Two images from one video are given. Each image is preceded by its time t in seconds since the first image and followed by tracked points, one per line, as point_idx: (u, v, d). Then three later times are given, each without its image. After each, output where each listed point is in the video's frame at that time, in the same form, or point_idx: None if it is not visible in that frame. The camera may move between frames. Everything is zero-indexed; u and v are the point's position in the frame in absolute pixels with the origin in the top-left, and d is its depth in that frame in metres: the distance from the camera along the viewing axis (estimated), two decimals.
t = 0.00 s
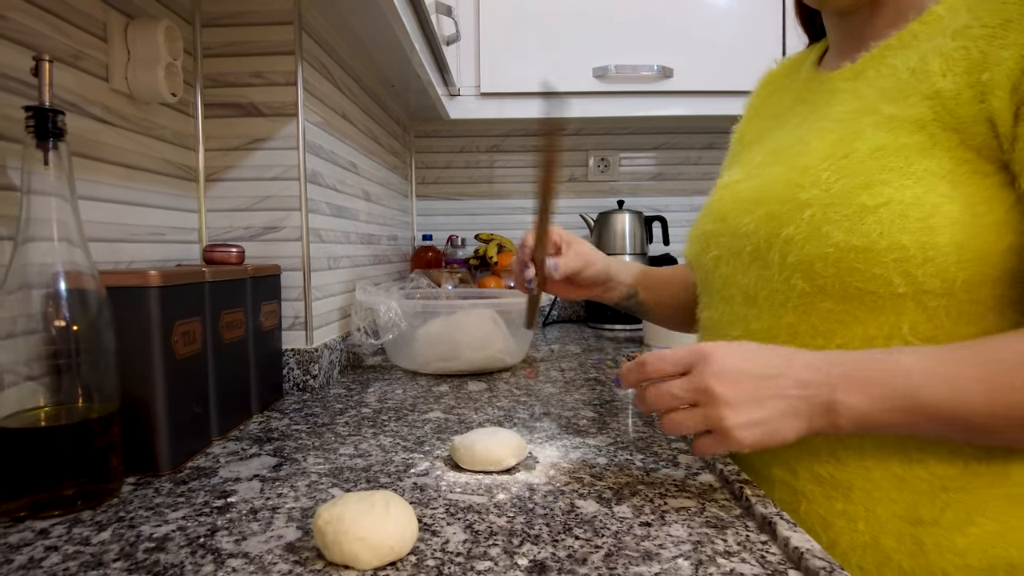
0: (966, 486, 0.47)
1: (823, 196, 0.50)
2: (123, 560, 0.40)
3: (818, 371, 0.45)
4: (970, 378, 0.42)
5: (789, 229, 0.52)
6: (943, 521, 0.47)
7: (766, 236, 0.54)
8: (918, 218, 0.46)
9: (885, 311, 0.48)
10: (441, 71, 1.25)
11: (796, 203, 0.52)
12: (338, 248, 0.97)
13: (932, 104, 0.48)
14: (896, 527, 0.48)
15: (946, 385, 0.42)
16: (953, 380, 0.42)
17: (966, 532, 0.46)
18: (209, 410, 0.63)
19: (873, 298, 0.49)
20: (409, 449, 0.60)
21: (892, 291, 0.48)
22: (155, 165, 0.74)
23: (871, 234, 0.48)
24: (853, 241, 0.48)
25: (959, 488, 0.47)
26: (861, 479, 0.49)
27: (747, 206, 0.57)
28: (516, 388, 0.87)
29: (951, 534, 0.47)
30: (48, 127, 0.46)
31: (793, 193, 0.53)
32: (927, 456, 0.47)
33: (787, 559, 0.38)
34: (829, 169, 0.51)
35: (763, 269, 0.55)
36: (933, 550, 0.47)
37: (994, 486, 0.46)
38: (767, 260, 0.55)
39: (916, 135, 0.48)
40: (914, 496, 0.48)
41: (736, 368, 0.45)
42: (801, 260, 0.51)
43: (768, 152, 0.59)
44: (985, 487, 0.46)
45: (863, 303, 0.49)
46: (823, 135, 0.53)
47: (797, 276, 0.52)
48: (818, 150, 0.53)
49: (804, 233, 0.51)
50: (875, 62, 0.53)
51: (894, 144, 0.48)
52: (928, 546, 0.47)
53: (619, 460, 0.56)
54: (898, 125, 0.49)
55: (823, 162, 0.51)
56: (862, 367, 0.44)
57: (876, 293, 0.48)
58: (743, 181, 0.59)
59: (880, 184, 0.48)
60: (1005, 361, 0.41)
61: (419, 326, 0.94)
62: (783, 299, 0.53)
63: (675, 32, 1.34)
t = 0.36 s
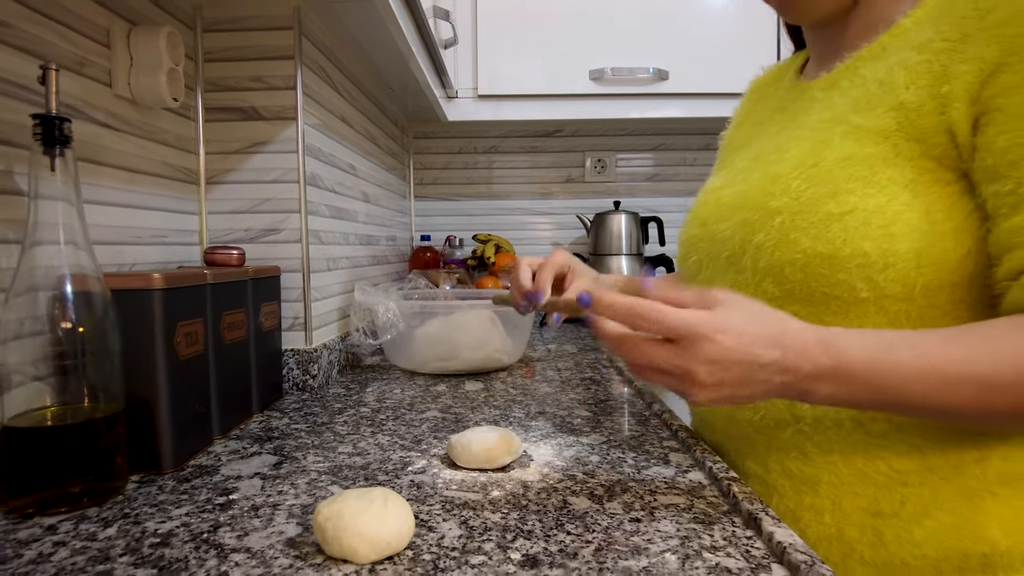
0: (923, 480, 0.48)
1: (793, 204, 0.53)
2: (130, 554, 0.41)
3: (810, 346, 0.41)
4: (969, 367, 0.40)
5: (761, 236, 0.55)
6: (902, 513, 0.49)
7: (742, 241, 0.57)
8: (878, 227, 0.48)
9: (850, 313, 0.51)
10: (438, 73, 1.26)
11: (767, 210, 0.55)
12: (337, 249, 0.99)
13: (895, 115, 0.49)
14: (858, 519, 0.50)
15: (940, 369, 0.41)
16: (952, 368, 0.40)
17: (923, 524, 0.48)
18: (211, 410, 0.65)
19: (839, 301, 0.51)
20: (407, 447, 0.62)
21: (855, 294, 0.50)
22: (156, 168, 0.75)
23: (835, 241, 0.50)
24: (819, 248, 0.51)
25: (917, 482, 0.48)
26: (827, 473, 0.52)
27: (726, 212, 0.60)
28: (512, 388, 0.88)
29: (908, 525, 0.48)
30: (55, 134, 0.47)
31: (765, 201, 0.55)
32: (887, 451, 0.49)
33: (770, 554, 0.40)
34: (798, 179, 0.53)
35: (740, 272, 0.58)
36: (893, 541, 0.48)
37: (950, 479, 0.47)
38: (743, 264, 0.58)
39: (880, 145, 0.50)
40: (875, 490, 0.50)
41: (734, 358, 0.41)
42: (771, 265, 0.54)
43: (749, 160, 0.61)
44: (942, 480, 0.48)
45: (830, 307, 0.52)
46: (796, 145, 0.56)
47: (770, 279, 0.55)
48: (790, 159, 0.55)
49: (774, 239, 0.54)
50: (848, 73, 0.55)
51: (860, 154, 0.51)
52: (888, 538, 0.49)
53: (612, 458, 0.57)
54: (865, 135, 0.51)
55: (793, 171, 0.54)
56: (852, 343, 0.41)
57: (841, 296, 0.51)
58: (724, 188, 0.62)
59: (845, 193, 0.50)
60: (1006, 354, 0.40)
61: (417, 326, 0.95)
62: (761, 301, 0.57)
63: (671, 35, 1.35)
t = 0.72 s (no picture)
0: (888, 471, 0.49)
1: (755, 219, 0.54)
2: (149, 540, 0.43)
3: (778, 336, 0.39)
4: (918, 367, 0.37)
5: (728, 248, 0.57)
6: (866, 503, 0.49)
7: (713, 252, 0.59)
8: (834, 239, 0.49)
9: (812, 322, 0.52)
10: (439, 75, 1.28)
11: (732, 224, 0.57)
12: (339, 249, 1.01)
13: (846, 130, 0.50)
14: (828, 509, 0.51)
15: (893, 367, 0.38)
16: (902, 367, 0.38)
17: (886, 512, 0.48)
18: (220, 405, 0.67)
19: (800, 311, 0.53)
20: (411, 440, 0.64)
21: (814, 304, 0.51)
22: (165, 170, 0.77)
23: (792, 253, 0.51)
24: (779, 260, 0.52)
25: (882, 474, 0.49)
26: (801, 466, 0.53)
27: (699, 223, 0.62)
28: (512, 384, 0.90)
29: (874, 513, 0.49)
30: (73, 139, 0.48)
31: (730, 214, 0.57)
32: (851, 447, 0.50)
33: (757, 538, 0.42)
34: (758, 193, 0.55)
35: (714, 281, 0.60)
36: (859, 530, 0.49)
37: (911, 471, 0.48)
38: (715, 274, 0.60)
39: (835, 160, 0.51)
40: (844, 481, 0.50)
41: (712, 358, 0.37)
42: (739, 276, 0.56)
43: (723, 171, 0.63)
44: (904, 473, 0.48)
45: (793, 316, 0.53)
46: (760, 158, 0.57)
47: (739, 290, 0.57)
48: (753, 173, 0.57)
49: (739, 251, 0.56)
50: (813, 86, 0.56)
51: (817, 168, 0.52)
52: (855, 527, 0.49)
53: (610, 450, 0.60)
54: (819, 150, 0.52)
55: (755, 185, 0.56)
56: (797, 334, 0.39)
57: (801, 305, 0.52)
58: (700, 200, 0.64)
59: (802, 207, 0.52)
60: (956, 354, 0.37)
61: (418, 324, 0.97)
62: (733, 309, 0.58)
63: (668, 38, 1.37)
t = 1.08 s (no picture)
0: (867, 464, 0.50)
1: (729, 229, 0.56)
2: (162, 525, 0.45)
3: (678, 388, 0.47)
4: (756, 386, 0.44)
5: (705, 259, 0.58)
6: (847, 493, 0.50)
7: (690, 262, 0.61)
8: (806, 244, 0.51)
9: (788, 324, 0.54)
10: (438, 78, 1.30)
11: (707, 235, 0.58)
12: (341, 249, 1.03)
13: (809, 139, 0.52)
14: (812, 500, 0.52)
15: (732, 390, 0.45)
16: (739, 389, 0.44)
17: (867, 502, 0.50)
18: (227, 400, 0.69)
19: (778, 314, 0.54)
20: (412, 433, 0.66)
21: (790, 308, 0.53)
22: (172, 173, 0.79)
23: (767, 260, 0.53)
24: (753, 267, 0.54)
25: (861, 465, 0.50)
26: (786, 460, 0.53)
27: (679, 234, 0.63)
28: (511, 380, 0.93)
29: (856, 505, 0.50)
30: (88, 143, 0.51)
31: (705, 225, 0.58)
32: (833, 441, 0.51)
33: (740, 523, 0.44)
34: (730, 203, 0.56)
35: (694, 291, 0.61)
36: (842, 520, 0.51)
37: (889, 461, 0.49)
38: (694, 284, 0.61)
39: (798, 168, 0.53)
40: (827, 474, 0.51)
41: (579, 416, 0.49)
42: (717, 284, 0.57)
43: (700, 183, 0.65)
44: (881, 462, 0.49)
45: (772, 319, 0.55)
46: (731, 170, 0.59)
47: (718, 298, 0.58)
48: (726, 184, 0.58)
49: (715, 261, 0.57)
50: (785, 96, 0.58)
51: (783, 178, 0.53)
52: (838, 517, 0.51)
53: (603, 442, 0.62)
54: (783, 160, 0.54)
55: (726, 196, 0.57)
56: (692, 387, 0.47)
57: (777, 308, 0.54)
58: (681, 212, 0.65)
59: (772, 215, 0.53)
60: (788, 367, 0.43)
61: (418, 322, 1.00)
62: (714, 316, 0.60)
63: (663, 42, 1.39)
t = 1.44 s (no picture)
0: (862, 462, 0.50)
1: (722, 233, 0.56)
2: (170, 520, 0.46)
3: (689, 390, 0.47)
4: (762, 385, 0.44)
5: (698, 263, 0.58)
6: (843, 491, 0.51)
7: (684, 266, 0.61)
8: (797, 246, 0.52)
9: (783, 324, 0.54)
10: (439, 78, 1.31)
11: (701, 239, 0.58)
12: (343, 247, 1.04)
13: (796, 142, 0.53)
14: (809, 498, 0.52)
15: (739, 391, 0.44)
16: (746, 389, 0.44)
17: (863, 499, 0.50)
18: (231, 397, 0.70)
19: (771, 315, 0.55)
20: (415, 430, 0.67)
21: (783, 308, 0.54)
22: (177, 171, 0.80)
23: (760, 262, 0.53)
24: (745, 270, 0.54)
25: (856, 463, 0.51)
26: (783, 460, 0.54)
27: (672, 238, 0.63)
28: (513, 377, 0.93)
29: (852, 502, 0.51)
30: (96, 142, 0.51)
31: (699, 229, 0.59)
32: (826, 440, 0.51)
33: (741, 518, 0.45)
34: (722, 207, 0.57)
35: (689, 294, 0.61)
36: (839, 518, 0.51)
37: (884, 458, 0.49)
38: (689, 288, 0.61)
39: (786, 171, 0.53)
40: (823, 472, 0.52)
41: (585, 443, 0.49)
42: (712, 287, 0.57)
43: (692, 187, 0.65)
44: (876, 460, 0.50)
45: (766, 320, 0.55)
46: (722, 174, 0.59)
47: (713, 300, 0.58)
48: (718, 188, 0.58)
49: (709, 264, 0.57)
50: (772, 97, 0.59)
51: (773, 181, 0.54)
52: (835, 515, 0.51)
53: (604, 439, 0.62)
54: (772, 163, 0.54)
55: (719, 200, 0.57)
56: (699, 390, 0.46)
57: (770, 310, 0.54)
58: (673, 216, 0.65)
59: (763, 218, 0.53)
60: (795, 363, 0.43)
61: (419, 321, 1.00)
62: (709, 319, 0.60)
63: (664, 41, 1.40)
